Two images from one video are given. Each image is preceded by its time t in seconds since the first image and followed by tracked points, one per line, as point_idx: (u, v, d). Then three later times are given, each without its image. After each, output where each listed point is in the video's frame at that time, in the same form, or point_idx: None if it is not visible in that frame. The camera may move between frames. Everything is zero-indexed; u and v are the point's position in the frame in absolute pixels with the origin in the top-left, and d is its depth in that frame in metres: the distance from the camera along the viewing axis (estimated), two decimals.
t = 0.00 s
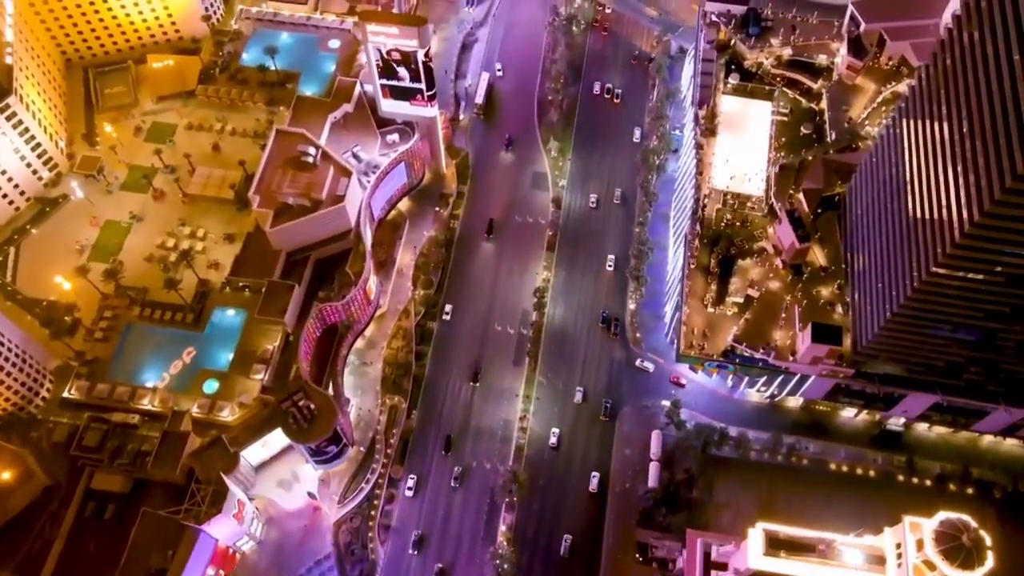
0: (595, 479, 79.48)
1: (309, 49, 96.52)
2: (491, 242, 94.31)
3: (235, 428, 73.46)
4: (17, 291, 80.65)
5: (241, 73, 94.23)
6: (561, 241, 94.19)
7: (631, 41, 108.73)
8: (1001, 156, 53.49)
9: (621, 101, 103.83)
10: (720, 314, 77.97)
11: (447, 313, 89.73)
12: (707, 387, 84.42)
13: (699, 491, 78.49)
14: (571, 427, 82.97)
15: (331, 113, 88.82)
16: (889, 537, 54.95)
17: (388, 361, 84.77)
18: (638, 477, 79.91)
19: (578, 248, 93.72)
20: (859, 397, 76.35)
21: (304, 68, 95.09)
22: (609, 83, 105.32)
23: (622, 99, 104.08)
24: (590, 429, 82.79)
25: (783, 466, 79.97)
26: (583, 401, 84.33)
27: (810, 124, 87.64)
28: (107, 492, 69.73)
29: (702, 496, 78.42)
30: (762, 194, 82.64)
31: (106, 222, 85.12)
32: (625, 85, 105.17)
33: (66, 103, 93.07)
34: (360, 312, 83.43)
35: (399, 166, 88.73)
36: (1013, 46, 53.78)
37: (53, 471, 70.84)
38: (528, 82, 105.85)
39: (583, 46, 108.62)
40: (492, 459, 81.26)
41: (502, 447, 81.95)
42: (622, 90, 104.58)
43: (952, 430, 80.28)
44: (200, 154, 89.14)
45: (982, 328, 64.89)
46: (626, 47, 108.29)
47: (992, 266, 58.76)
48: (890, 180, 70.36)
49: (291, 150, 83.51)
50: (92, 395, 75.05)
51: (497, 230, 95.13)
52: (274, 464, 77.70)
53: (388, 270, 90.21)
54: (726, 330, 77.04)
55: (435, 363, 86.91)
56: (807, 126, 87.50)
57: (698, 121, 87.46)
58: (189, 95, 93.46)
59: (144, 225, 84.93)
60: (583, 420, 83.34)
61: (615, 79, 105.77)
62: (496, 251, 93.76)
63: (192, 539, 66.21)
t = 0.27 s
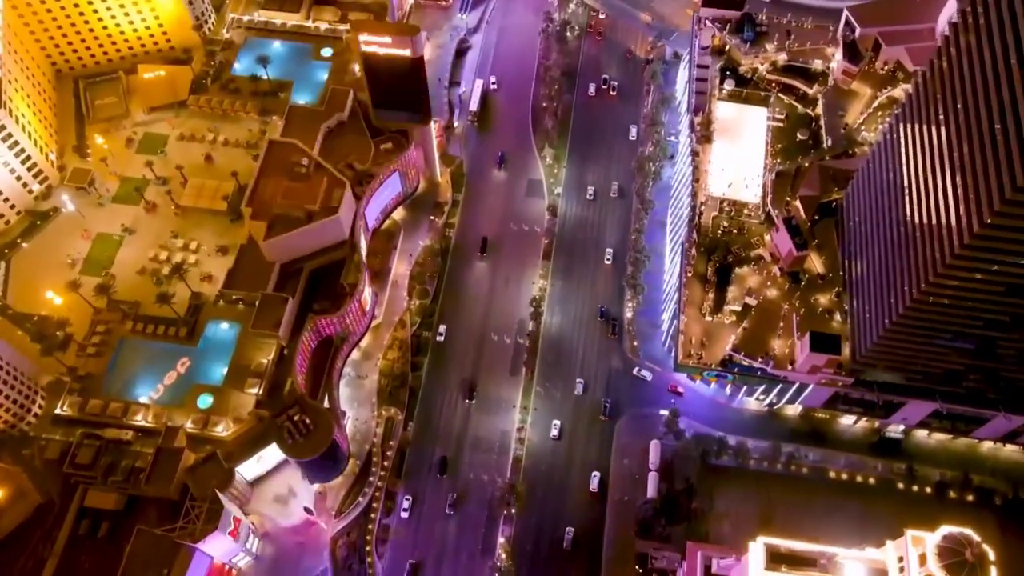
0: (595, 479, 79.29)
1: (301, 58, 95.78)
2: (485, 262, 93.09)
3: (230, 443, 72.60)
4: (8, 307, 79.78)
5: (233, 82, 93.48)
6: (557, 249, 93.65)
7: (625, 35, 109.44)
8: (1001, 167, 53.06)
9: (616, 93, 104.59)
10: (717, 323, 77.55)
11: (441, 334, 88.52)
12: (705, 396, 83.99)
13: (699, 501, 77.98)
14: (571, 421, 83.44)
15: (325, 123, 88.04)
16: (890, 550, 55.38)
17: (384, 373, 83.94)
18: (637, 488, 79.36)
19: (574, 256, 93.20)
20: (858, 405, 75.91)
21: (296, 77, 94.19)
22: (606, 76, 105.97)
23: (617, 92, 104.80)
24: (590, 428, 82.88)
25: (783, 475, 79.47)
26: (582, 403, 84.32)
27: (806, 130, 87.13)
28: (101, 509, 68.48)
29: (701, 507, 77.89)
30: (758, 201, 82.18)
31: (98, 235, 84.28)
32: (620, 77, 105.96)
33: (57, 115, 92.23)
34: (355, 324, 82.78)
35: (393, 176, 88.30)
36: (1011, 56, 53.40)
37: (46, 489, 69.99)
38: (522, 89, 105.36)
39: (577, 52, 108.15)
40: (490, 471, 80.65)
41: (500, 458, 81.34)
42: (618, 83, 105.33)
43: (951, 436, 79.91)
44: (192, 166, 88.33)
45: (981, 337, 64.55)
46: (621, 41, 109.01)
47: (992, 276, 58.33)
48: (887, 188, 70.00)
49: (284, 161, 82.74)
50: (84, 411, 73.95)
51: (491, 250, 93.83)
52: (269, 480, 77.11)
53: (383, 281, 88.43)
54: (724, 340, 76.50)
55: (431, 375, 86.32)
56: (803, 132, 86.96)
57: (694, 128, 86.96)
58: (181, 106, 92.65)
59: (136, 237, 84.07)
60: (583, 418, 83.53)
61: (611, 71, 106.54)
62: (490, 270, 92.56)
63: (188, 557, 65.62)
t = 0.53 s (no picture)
0: (595, 478, 79.59)
1: (294, 66, 95.10)
2: (480, 279, 91.95)
3: (226, 457, 71.90)
4: None
5: (226, 90, 92.73)
6: (554, 256, 93.12)
7: (621, 29, 109.76)
8: (1000, 177, 52.73)
9: (613, 86, 104.98)
10: (715, 331, 77.10)
11: (435, 352, 87.25)
12: (704, 403, 83.52)
13: (698, 510, 77.51)
14: (569, 429, 83.00)
15: (319, 132, 87.57)
16: (890, 561, 56.13)
17: (380, 383, 83.69)
18: (636, 497, 78.85)
19: (571, 262, 92.70)
20: (858, 412, 75.51)
21: (290, 85, 93.55)
22: (602, 68, 106.44)
23: (614, 84, 105.19)
24: (590, 426, 83.01)
25: (782, 483, 79.06)
26: (580, 411, 83.96)
27: (802, 135, 86.69)
28: (94, 525, 68.42)
29: (701, 516, 77.38)
30: (756, 207, 82.10)
31: (90, 247, 83.55)
32: (616, 69, 106.35)
33: (48, 125, 91.53)
34: (350, 334, 82.46)
35: (388, 184, 87.91)
36: (1008, 65, 53.12)
37: (39, 505, 69.34)
38: (517, 95, 104.85)
39: (572, 56, 107.41)
40: (488, 482, 80.10)
41: (497, 468, 80.79)
42: (615, 75, 105.74)
43: (951, 441, 79.55)
44: (185, 176, 87.65)
45: (981, 345, 64.19)
46: (617, 34, 109.39)
47: (992, 285, 57.99)
48: (885, 195, 69.71)
49: (278, 171, 82.39)
50: (78, 427, 73.20)
51: (485, 267, 92.68)
52: (265, 492, 75.87)
53: (378, 289, 89.68)
54: (722, 348, 76.05)
55: (428, 385, 85.66)
56: (800, 137, 86.55)
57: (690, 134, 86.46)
58: (173, 115, 91.91)
59: (129, 249, 83.38)
60: (582, 422, 83.33)
61: (608, 64, 106.93)
62: (485, 286, 91.46)
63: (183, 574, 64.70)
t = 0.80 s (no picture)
0: (596, 478, 79.47)
1: (286, 75, 94.32)
2: (474, 298, 90.74)
3: (221, 472, 70.96)
4: None
5: (217, 101, 91.88)
6: (550, 264, 92.61)
7: (617, 23, 110.21)
8: (999, 188, 52.44)
9: (609, 79, 105.76)
10: (713, 339, 76.62)
11: (429, 374, 85.84)
12: (702, 412, 83.01)
13: (698, 520, 76.93)
14: (567, 438, 82.49)
15: (312, 141, 86.60)
16: None
17: (376, 395, 82.80)
18: (636, 508, 78.22)
19: (567, 271, 92.21)
20: (857, 421, 75.08)
21: (282, 95, 92.80)
22: (598, 61, 107.05)
23: (610, 77, 105.94)
24: (589, 425, 83.10)
25: (782, 492, 78.64)
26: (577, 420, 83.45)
27: (799, 141, 86.25)
28: (88, 544, 67.69)
29: (701, 527, 76.69)
30: (752, 215, 80.31)
31: (82, 260, 82.74)
32: (612, 62, 107.04)
33: (38, 138, 90.73)
34: (345, 347, 81.69)
35: (382, 194, 87.29)
36: (1007, 76, 52.84)
37: (32, 524, 68.53)
38: (511, 102, 104.31)
39: (566, 62, 106.88)
40: (486, 494, 79.49)
41: (495, 480, 80.18)
42: (611, 68, 106.48)
43: (950, 448, 79.24)
44: (177, 187, 86.90)
45: (981, 355, 63.83)
46: (612, 28, 109.91)
47: (992, 295, 57.67)
48: (883, 204, 69.40)
49: (271, 182, 81.60)
50: (70, 443, 72.33)
51: (479, 286, 91.47)
52: (260, 508, 74.71)
53: (374, 299, 88.36)
54: (720, 357, 75.56)
55: (425, 396, 85.04)
56: (796, 143, 86.12)
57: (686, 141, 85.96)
58: (165, 125, 91.14)
59: (121, 262, 82.58)
60: (580, 431, 82.83)
61: (603, 56, 107.62)
62: (480, 306, 90.24)
63: None
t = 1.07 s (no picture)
0: (596, 479, 79.53)
1: (279, 84, 93.58)
2: (468, 318, 89.52)
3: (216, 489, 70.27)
4: None
5: (209, 111, 91.13)
6: (546, 273, 92.07)
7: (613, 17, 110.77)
8: (998, 198, 52.05)
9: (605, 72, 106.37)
10: (711, 349, 76.06)
11: (424, 398, 84.64)
12: (701, 421, 82.51)
13: (698, 531, 76.37)
14: (565, 449, 81.88)
15: (306, 152, 86.36)
16: None
17: (372, 408, 82.01)
18: (635, 519, 77.63)
19: (563, 279, 91.65)
20: (857, 429, 74.63)
21: (275, 105, 92.01)
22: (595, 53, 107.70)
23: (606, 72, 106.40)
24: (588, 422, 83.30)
25: (782, 501, 78.14)
26: (575, 430, 82.89)
27: (795, 147, 85.85)
28: (82, 562, 67.08)
29: (701, 537, 76.14)
30: (749, 222, 81.19)
31: (74, 274, 81.93)
32: (609, 56, 107.54)
33: (29, 150, 89.90)
34: (341, 359, 81.08)
35: (376, 204, 86.70)
36: (1005, 86, 52.54)
37: (24, 543, 67.74)
38: (505, 109, 103.80)
39: (560, 68, 106.34)
40: (484, 506, 78.85)
41: (493, 492, 79.57)
42: (607, 61, 107.08)
43: (950, 455, 78.89)
44: (169, 199, 86.15)
45: (981, 364, 63.44)
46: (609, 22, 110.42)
47: (992, 306, 57.22)
48: (880, 212, 68.99)
49: (264, 194, 80.93)
50: (63, 461, 71.49)
51: (473, 306, 90.20)
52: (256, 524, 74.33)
53: (369, 309, 88.04)
54: (718, 367, 75.09)
55: (422, 407, 84.42)
56: (792, 149, 85.72)
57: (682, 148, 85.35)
58: (156, 136, 90.42)
59: (114, 275, 81.79)
60: (578, 440, 82.31)
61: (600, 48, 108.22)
62: (474, 326, 88.97)
63: None
